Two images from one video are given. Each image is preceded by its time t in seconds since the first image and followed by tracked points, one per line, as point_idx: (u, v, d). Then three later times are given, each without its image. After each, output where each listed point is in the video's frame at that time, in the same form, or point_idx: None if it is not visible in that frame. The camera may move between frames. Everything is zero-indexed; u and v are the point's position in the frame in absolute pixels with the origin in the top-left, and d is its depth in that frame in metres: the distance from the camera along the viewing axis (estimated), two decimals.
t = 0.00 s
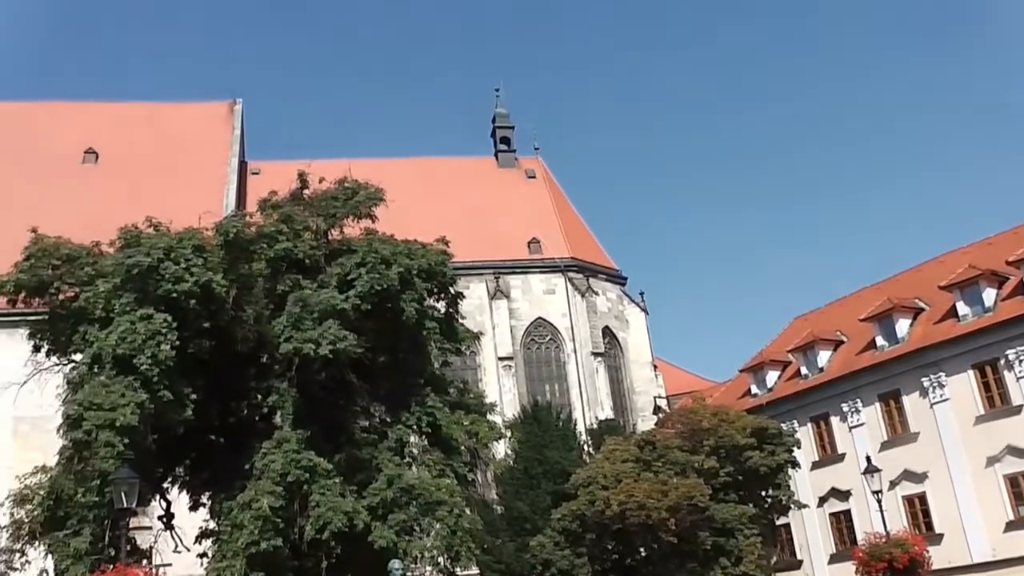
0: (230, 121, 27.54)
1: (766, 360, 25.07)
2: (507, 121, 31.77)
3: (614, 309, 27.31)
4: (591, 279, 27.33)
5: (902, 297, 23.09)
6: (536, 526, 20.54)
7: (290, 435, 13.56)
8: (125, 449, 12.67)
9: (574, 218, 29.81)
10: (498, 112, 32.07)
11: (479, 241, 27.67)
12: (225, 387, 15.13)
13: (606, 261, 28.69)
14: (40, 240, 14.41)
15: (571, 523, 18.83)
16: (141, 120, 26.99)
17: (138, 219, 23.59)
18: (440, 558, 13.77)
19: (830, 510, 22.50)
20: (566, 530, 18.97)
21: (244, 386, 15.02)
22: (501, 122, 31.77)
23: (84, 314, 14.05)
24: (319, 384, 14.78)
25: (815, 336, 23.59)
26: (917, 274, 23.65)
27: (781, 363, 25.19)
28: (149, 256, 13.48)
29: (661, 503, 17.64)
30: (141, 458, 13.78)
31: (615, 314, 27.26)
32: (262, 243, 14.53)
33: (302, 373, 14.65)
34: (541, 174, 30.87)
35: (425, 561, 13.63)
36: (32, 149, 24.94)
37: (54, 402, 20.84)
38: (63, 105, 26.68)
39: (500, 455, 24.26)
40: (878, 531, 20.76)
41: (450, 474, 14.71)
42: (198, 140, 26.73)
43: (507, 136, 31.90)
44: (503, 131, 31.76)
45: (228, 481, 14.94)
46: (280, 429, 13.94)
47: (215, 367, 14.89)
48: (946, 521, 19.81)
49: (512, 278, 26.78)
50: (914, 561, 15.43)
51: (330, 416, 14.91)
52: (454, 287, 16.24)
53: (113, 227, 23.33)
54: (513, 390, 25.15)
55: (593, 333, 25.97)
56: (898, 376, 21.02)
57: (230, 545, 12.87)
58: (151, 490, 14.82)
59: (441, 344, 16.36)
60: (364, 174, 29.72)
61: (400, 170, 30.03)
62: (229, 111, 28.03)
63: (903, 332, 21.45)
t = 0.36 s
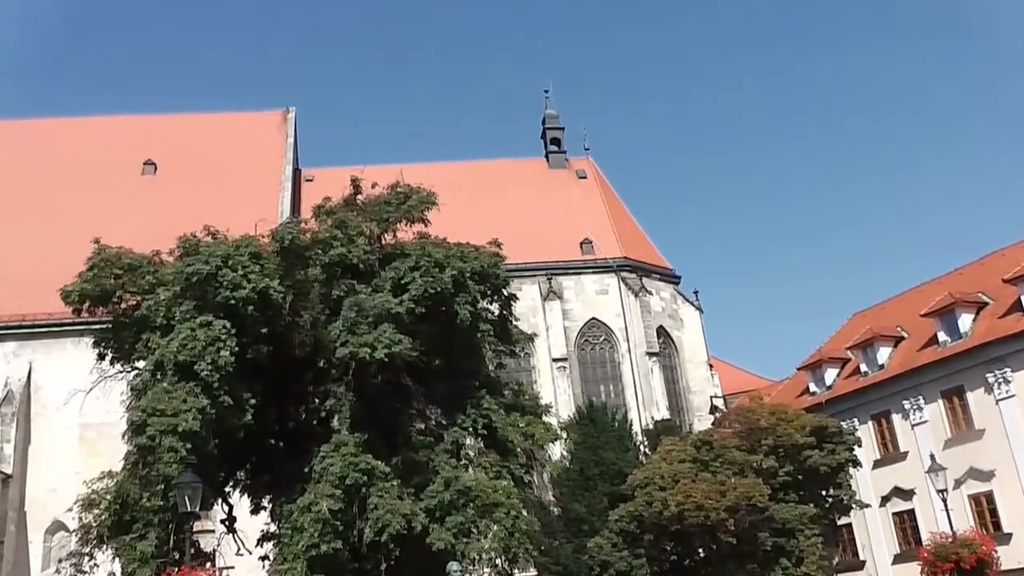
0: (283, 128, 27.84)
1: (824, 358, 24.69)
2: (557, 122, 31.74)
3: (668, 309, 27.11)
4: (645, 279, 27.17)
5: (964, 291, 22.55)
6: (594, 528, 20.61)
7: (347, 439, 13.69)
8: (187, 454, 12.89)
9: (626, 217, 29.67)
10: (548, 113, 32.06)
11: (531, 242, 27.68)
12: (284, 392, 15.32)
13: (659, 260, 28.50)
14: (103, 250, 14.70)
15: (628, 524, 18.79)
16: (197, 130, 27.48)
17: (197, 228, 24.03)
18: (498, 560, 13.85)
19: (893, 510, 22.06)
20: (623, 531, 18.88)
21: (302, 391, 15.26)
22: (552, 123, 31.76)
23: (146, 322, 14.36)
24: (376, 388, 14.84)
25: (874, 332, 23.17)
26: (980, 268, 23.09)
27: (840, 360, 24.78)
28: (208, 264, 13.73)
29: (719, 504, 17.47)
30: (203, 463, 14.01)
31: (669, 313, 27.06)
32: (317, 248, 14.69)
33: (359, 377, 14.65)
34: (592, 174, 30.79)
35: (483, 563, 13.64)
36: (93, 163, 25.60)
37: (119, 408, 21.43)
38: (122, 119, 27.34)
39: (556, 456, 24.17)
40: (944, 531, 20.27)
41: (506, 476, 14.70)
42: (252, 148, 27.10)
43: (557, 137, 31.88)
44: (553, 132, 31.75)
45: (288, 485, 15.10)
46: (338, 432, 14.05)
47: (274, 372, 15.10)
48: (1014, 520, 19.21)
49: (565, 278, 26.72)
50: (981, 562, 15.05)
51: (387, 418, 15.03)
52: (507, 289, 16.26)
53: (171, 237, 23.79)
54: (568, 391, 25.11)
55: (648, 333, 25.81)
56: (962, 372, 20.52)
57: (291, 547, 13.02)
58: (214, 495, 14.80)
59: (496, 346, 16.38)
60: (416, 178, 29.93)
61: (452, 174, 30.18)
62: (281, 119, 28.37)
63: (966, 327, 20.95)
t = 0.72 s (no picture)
0: (327, 132, 27.93)
1: (873, 358, 24.34)
2: (600, 122, 31.65)
3: (713, 308, 26.89)
4: (689, 278, 26.97)
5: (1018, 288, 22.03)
6: (640, 529, 20.45)
7: (393, 440, 13.75)
8: (237, 455, 13.04)
9: (670, 217, 29.48)
10: (591, 113, 31.97)
11: (575, 243, 27.61)
12: (331, 394, 15.42)
13: (704, 259, 28.27)
14: (153, 255, 14.95)
15: (675, 526, 18.62)
16: (244, 135, 27.76)
17: (244, 233, 24.29)
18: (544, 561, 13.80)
19: (946, 512, 21.66)
20: (669, 533, 18.74)
21: (348, 393, 15.25)
22: (594, 123, 31.67)
23: (195, 325, 14.56)
24: (420, 389, 14.84)
25: (925, 331, 22.77)
26: None
27: (889, 360, 24.40)
28: (255, 267, 13.90)
29: (767, 505, 17.32)
30: (252, 464, 14.18)
31: (714, 313, 26.84)
32: (362, 251, 14.80)
33: (404, 378, 14.73)
34: (635, 173, 30.65)
35: (529, 564, 13.69)
36: (142, 169, 26.05)
37: (169, 411, 21.75)
38: (172, 125, 27.78)
39: (601, 457, 24.07)
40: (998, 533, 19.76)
41: (552, 477, 14.65)
42: (297, 152, 27.26)
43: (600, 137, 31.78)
44: (596, 133, 31.66)
45: (335, 486, 15.22)
46: (384, 434, 14.10)
47: (320, 374, 15.25)
48: None
49: (609, 279, 26.63)
50: None
51: (432, 419, 15.12)
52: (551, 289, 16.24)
53: (216, 242, 24.05)
54: (613, 392, 25.00)
55: (692, 333, 25.64)
56: (1015, 371, 20.01)
57: (339, 548, 13.13)
58: (262, 495, 14.95)
59: (540, 347, 16.35)
60: (459, 180, 30.02)
61: (494, 175, 30.23)
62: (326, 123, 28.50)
63: (1019, 325, 20.47)
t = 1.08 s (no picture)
0: (371, 135, 27.89)
1: (923, 355, 23.94)
2: (641, 121, 31.51)
3: (759, 307, 26.61)
4: (734, 277, 26.74)
5: None
6: (687, 530, 20.34)
7: (438, 442, 13.82)
8: (285, 458, 13.16)
9: (713, 216, 29.26)
10: (632, 112, 31.81)
11: (618, 243, 27.55)
12: (377, 397, 15.50)
13: (749, 258, 28.02)
14: (201, 261, 15.20)
15: (723, 527, 18.50)
16: (290, 140, 27.95)
17: (290, 238, 24.51)
18: (591, 562, 13.75)
19: (1001, 512, 21.20)
20: (717, 533, 18.59)
21: (394, 395, 15.32)
22: (636, 122, 31.54)
23: (242, 329, 14.76)
24: (466, 391, 14.88)
25: (976, 328, 22.34)
26: None
27: (940, 357, 23.97)
28: (300, 272, 14.05)
29: (815, 506, 17.13)
30: (300, 467, 14.31)
31: (760, 312, 26.55)
32: (406, 254, 14.93)
33: (449, 380, 14.80)
34: (677, 172, 30.47)
35: (575, 564, 13.65)
36: (190, 177, 26.54)
37: (219, 414, 22.00)
38: (222, 131, 28.21)
39: (646, 457, 23.93)
40: None
41: (598, 479, 14.58)
42: (339, 156, 27.34)
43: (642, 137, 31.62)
44: (637, 132, 31.53)
45: (382, 487, 15.45)
46: (429, 436, 14.18)
47: (366, 377, 15.33)
48: None
49: (653, 279, 26.51)
50: None
51: (477, 421, 15.11)
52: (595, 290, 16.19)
53: (262, 248, 24.31)
54: (658, 392, 24.90)
55: (738, 332, 25.42)
56: None
57: (386, 549, 13.20)
58: (311, 497, 15.06)
59: (585, 348, 16.30)
60: (501, 182, 30.07)
61: (536, 176, 30.24)
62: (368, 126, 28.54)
63: None
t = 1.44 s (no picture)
0: (410, 140, 28.00)
1: (974, 350, 23.51)
2: (681, 119, 31.33)
3: (804, 304, 26.29)
4: (778, 274, 26.45)
5: None
6: (736, 531, 20.15)
7: (483, 444, 13.85)
8: (332, 462, 13.25)
9: (756, 212, 29.00)
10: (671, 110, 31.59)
11: (659, 242, 27.40)
12: (421, 400, 15.51)
13: (793, 254, 27.71)
14: (246, 269, 15.39)
15: (772, 526, 18.29)
16: (330, 147, 28.18)
17: (333, 243, 24.73)
18: (640, 564, 13.71)
19: None
20: (766, 533, 18.40)
21: (438, 398, 15.32)
22: (675, 120, 31.37)
23: (288, 335, 14.86)
24: (510, 392, 14.92)
25: None
26: None
27: (992, 351, 23.53)
28: (344, 277, 14.16)
29: (866, 504, 16.93)
30: (347, 471, 14.40)
31: (805, 308, 26.24)
32: (448, 257, 14.96)
33: (493, 382, 14.83)
34: (718, 169, 30.24)
35: (623, 566, 13.61)
36: (234, 185, 26.87)
37: (267, 420, 22.22)
38: (265, 140, 28.54)
39: (693, 457, 23.70)
40: None
41: (645, 479, 14.51)
42: (381, 160, 27.50)
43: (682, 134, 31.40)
44: (677, 130, 31.35)
45: (427, 490, 15.40)
46: (475, 438, 14.22)
47: (411, 380, 15.33)
48: None
49: (696, 277, 26.32)
50: None
51: (521, 422, 15.06)
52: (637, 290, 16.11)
53: (306, 254, 24.54)
54: (703, 391, 24.70)
55: (783, 329, 25.17)
56: None
57: (434, 552, 13.24)
58: (358, 501, 15.26)
59: (628, 348, 16.22)
60: (541, 183, 30.05)
61: (576, 177, 30.18)
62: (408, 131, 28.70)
63: None
